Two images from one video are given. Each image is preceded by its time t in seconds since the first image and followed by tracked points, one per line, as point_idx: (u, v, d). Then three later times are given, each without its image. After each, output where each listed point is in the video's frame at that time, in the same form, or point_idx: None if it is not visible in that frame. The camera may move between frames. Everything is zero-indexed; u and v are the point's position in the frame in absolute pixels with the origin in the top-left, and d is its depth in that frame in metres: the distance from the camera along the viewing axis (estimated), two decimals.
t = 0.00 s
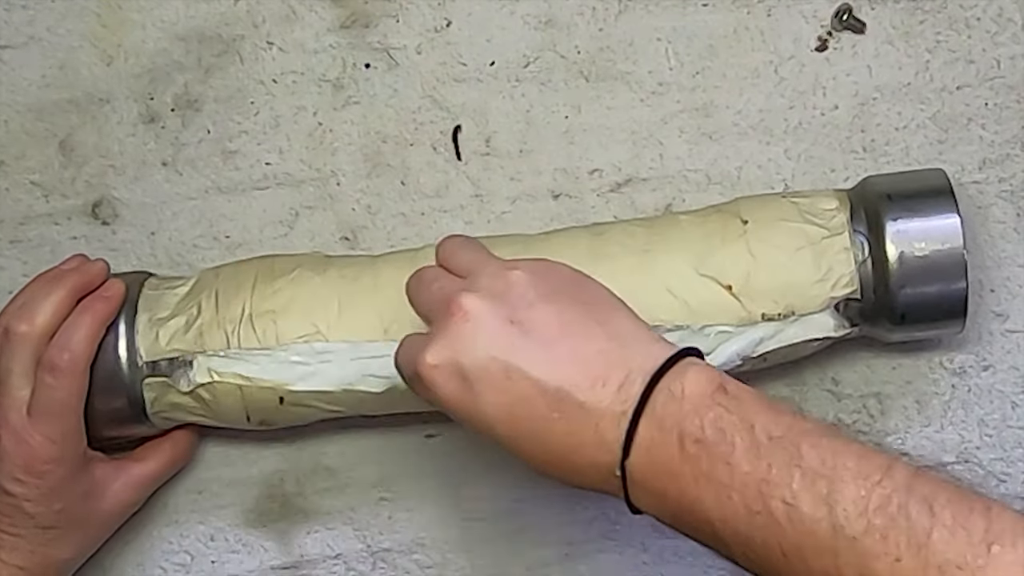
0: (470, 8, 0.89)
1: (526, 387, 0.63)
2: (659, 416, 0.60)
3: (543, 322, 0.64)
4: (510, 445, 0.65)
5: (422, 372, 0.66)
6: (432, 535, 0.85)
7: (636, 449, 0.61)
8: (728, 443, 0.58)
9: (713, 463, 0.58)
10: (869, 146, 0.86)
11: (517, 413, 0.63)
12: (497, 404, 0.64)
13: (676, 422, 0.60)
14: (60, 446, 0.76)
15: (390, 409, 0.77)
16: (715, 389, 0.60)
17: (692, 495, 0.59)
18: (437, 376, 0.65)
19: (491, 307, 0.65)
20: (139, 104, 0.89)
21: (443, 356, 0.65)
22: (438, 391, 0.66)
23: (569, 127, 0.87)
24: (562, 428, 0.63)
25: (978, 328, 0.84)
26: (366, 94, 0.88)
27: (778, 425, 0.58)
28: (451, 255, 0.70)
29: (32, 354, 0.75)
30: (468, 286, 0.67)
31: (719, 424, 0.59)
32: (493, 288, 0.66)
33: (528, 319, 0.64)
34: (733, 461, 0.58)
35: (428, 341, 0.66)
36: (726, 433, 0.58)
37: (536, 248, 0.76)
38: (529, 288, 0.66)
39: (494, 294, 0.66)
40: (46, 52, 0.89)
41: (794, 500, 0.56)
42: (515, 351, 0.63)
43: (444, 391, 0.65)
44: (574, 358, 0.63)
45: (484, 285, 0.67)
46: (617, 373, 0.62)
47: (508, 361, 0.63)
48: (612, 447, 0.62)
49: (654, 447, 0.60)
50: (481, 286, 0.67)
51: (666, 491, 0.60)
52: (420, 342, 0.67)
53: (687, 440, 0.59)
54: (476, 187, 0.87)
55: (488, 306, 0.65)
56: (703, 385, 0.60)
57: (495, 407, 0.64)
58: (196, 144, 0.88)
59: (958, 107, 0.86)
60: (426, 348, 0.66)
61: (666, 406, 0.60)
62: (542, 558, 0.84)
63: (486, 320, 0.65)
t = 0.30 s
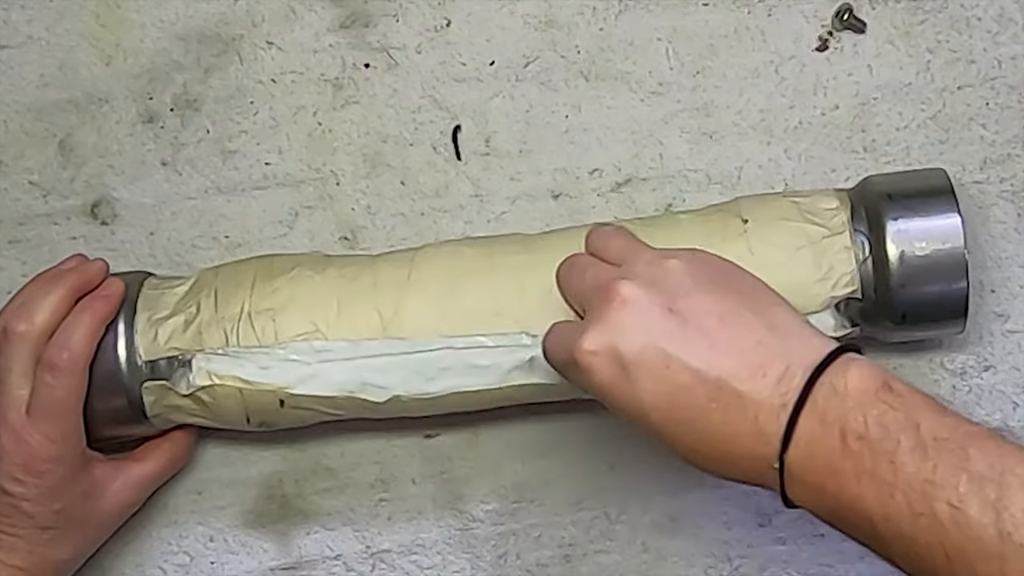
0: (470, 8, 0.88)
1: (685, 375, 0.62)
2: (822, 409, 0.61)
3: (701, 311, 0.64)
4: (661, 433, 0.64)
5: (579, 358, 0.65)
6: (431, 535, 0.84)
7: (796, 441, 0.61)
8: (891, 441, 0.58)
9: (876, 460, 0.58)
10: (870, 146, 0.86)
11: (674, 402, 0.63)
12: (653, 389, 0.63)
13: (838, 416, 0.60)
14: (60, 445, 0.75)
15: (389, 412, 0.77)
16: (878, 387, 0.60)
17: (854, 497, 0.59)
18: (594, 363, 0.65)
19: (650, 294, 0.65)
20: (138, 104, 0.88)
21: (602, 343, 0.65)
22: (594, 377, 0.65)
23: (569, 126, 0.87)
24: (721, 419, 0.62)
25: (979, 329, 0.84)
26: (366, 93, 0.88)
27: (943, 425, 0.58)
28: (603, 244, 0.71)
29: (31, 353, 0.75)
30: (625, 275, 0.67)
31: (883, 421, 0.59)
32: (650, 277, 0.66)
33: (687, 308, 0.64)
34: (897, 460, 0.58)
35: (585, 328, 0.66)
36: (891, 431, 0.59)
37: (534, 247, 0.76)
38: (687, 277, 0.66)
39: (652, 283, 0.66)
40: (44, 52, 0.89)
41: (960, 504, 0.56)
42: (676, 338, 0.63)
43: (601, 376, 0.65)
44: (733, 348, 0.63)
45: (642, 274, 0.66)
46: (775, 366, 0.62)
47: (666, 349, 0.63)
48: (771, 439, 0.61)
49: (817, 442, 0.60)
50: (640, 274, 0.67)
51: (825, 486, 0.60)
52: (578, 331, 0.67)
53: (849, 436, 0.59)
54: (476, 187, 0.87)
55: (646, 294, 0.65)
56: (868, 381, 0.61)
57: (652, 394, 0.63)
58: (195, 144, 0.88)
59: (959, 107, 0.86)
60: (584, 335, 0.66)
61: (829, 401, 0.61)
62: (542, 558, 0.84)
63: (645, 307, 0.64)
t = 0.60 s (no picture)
0: (469, 7, 0.88)
1: (840, 365, 0.63)
2: (981, 398, 0.61)
3: (858, 300, 0.64)
4: (814, 419, 0.65)
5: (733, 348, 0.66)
6: (430, 536, 0.84)
7: (956, 430, 0.61)
8: None
9: None
10: (871, 146, 0.86)
11: (831, 392, 0.63)
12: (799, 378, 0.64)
13: (998, 406, 0.60)
14: (57, 438, 0.75)
15: (387, 409, 0.76)
16: None
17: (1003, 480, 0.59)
18: (748, 353, 0.65)
19: (802, 283, 0.65)
20: (137, 104, 0.88)
21: (757, 332, 0.65)
22: (747, 366, 0.66)
23: (569, 126, 0.87)
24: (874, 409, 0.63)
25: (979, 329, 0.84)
26: (365, 93, 0.88)
27: None
28: (751, 230, 0.70)
29: (29, 345, 0.75)
30: (776, 263, 0.67)
31: None
32: (804, 265, 0.66)
33: (841, 297, 0.64)
34: None
35: (738, 317, 0.66)
36: None
37: (535, 240, 0.76)
38: (838, 264, 0.65)
39: (806, 271, 0.65)
40: (43, 52, 0.89)
41: None
42: (832, 329, 0.63)
43: (754, 367, 0.65)
44: (889, 338, 0.63)
45: (795, 263, 0.66)
46: (931, 356, 0.62)
47: (823, 340, 0.63)
48: (929, 428, 0.62)
49: (978, 429, 0.60)
50: (791, 262, 0.66)
51: (984, 475, 0.60)
52: (723, 319, 0.67)
53: (1010, 427, 0.59)
54: (476, 187, 0.87)
55: (798, 284, 0.65)
56: None
57: (808, 384, 0.64)
58: (194, 144, 0.88)
59: (960, 107, 0.86)
60: (735, 326, 0.66)
61: (989, 390, 0.61)
62: (542, 559, 0.84)
63: (800, 297, 0.64)
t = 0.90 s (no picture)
0: (469, 7, 0.88)
1: (939, 368, 0.65)
2: None
3: (955, 301, 0.66)
4: (904, 412, 0.67)
5: (834, 352, 0.67)
6: (430, 537, 0.84)
7: None
8: None
9: None
10: (872, 145, 0.86)
11: (929, 391, 0.66)
12: (895, 378, 0.65)
13: None
14: (55, 429, 0.75)
15: (384, 404, 0.76)
16: None
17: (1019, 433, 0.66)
18: (847, 356, 0.66)
19: (900, 284, 0.66)
20: (136, 103, 0.88)
21: (858, 337, 0.66)
22: (847, 369, 0.67)
23: (569, 126, 0.87)
24: (958, 402, 0.66)
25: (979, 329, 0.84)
26: (365, 93, 0.88)
27: None
28: (841, 229, 0.70)
29: (28, 334, 0.75)
30: (872, 264, 0.67)
31: None
32: (900, 265, 0.67)
33: (937, 297, 0.66)
34: None
35: (836, 320, 0.67)
36: None
37: (536, 234, 0.76)
38: (931, 263, 0.67)
39: (903, 271, 0.66)
40: (42, 52, 0.88)
41: None
42: (933, 330, 0.65)
43: (853, 369, 0.67)
44: (982, 336, 0.65)
45: (890, 264, 0.67)
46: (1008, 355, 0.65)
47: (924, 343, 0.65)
48: None
49: None
50: (884, 261, 0.67)
51: None
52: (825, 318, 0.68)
53: None
54: (476, 187, 0.87)
55: (897, 286, 0.66)
56: None
57: (909, 386, 0.66)
58: (193, 144, 0.88)
59: (961, 107, 0.86)
60: (834, 328, 0.66)
61: None
62: (542, 560, 0.84)
63: (901, 300, 0.65)
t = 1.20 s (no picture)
0: (468, 6, 0.88)
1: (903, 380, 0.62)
2: None
3: (842, 304, 0.63)
4: (796, 432, 0.63)
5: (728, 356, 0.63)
6: (430, 538, 0.84)
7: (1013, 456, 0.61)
8: None
9: None
10: (872, 145, 0.86)
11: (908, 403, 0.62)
12: (866, 389, 0.62)
13: None
14: (54, 425, 0.75)
15: (383, 403, 0.76)
16: None
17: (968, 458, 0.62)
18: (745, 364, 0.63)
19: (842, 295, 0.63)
20: (135, 103, 0.88)
21: (753, 342, 0.62)
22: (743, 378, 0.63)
23: (569, 126, 0.87)
24: (923, 417, 0.61)
25: (979, 329, 0.84)
26: (364, 92, 0.87)
27: None
28: (720, 236, 0.69)
29: (27, 331, 0.75)
30: (760, 270, 0.65)
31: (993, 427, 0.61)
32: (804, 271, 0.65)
33: (916, 310, 0.63)
34: None
35: (730, 326, 0.63)
36: None
37: (535, 231, 0.76)
38: (846, 279, 0.64)
39: (795, 277, 0.64)
40: (40, 52, 0.88)
41: None
42: (806, 334, 0.62)
43: (749, 378, 0.63)
44: (952, 357, 0.62)
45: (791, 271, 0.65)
46: (941, 366, 0.62)
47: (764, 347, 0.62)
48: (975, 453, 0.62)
49: None
50: (781, 267, 0.65)
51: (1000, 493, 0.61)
52: (715, 323, 0.64)
53: None
54: (475, 187, 0.86)
55: (793, 291, 0.63)
56: None
57: (808, 397, 0.62)
58: (193, 144, 0.87)
59: (962, 107, 0.86)
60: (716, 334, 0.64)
61: None
62: (542, 561, 0.84)
63: (806, 306, 0.63)
